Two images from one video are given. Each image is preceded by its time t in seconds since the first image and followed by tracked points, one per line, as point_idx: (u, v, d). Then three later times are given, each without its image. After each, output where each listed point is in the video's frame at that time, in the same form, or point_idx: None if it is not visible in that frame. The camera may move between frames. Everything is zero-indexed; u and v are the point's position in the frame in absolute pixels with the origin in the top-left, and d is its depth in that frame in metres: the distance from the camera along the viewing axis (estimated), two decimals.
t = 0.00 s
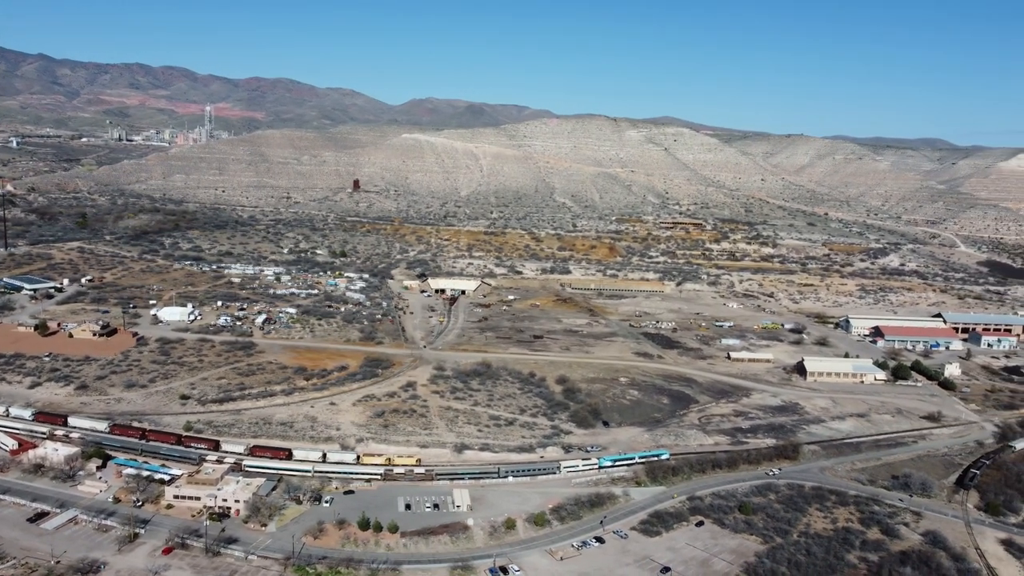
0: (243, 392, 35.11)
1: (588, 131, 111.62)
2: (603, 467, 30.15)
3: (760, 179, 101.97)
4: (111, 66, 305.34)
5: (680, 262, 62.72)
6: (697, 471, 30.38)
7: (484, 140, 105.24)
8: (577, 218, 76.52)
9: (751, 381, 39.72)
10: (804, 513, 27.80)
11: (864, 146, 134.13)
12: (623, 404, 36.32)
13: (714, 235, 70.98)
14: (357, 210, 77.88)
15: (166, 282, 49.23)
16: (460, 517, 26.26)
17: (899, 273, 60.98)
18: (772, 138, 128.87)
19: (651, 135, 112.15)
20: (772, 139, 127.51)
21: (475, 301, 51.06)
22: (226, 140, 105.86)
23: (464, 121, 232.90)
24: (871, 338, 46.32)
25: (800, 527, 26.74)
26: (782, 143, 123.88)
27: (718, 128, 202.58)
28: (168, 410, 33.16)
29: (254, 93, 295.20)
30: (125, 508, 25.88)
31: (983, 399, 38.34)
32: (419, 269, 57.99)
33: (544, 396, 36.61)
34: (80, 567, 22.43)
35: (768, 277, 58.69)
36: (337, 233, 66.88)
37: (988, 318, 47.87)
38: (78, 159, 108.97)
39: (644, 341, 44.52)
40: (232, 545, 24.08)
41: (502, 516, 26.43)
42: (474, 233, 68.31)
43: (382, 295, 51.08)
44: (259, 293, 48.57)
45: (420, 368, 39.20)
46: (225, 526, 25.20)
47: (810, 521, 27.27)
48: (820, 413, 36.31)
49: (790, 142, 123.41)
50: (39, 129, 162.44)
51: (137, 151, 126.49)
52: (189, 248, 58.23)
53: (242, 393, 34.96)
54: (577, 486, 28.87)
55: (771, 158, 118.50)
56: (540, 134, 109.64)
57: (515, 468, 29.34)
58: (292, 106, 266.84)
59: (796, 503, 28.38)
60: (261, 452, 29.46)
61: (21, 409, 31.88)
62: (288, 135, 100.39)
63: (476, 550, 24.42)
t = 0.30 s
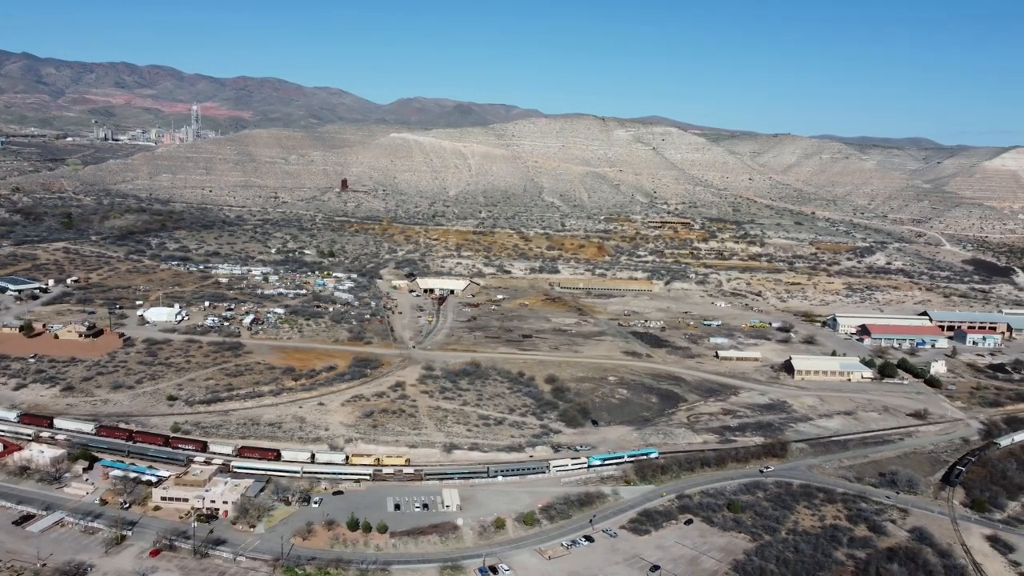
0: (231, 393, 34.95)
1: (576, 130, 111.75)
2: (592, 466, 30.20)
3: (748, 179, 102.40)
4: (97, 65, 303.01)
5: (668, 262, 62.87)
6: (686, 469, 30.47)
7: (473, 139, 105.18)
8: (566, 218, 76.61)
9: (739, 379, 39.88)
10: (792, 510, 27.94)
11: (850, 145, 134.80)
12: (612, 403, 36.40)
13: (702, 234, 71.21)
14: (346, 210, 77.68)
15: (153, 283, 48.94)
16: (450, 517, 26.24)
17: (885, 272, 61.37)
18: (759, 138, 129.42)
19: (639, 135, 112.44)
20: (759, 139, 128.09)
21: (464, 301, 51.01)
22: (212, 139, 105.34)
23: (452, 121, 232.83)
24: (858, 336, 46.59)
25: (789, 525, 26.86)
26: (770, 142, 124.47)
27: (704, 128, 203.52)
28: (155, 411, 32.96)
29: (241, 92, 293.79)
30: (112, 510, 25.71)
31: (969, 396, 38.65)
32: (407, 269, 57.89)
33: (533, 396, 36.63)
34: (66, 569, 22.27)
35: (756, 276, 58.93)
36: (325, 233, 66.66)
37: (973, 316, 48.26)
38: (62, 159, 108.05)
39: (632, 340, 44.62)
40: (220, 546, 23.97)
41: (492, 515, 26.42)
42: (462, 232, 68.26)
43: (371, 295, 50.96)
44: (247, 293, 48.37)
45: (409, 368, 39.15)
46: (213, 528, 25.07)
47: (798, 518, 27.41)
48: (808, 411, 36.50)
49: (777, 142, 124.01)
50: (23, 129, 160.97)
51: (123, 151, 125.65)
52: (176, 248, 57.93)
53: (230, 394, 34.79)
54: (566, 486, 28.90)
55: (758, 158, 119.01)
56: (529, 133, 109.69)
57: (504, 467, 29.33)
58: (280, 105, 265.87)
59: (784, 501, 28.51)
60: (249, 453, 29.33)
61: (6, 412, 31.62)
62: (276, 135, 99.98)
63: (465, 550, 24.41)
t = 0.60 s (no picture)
0: (218, 393, 34.79)
1: (564, 130, 111.85)
2: (581, 465, 30.24)
3: (735, 178, 102.81)
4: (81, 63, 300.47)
5: (656, 261, 63.02)
6: (674, 468, 30.57)
7: (461, 139, 105.09)
8: (554, 217, 76.68)
9: (727, 378, 40.04)
10: (779, 508, 28.08)
11: (837, 144, 135.59)
12: (600, 402, 36.46)
13: (690, 233, 71.44)
14: (333, 209, 77.42)
15: (139, 283, 48.63)
16: (439, 517, 26.21)
17: (871, 271, 61.77)
18: (746, 137, 129.93)
19: (627, 134, 112.68)
20: (746, 138, 128.65)
21: (452, 300, 50.95)
22: (198, 139, 104.71)
23: (440, 120, 232.59)
24: (844, 334, 46.88)
25: (776, 522, 27.00)
26: (757, 142, 125.05)
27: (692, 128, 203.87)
28: (141, 413, 32.75)
29: (228, 91, 292.22)
30: (99, 512, 25.53)
31: (954, 394, 38.97)
32: (396, 269, 57.75)
33: (522, 395, 36.63)
34: (52, 573, 22.10)
35: (743, 275, 59.16)
36: (313, 233, 66.43)
37: (958, 314, 48.64)
38: (45, 159, 107.07)
39: (621, 339, 44.70)
40: (208, 547, 23.85)
41: (481, 515, 26.42)
42: (451, 232, 68.19)
43: (359, 295, 50.83)
44: (234, 294, 48.16)
45: (397, 368, 39.07)
46: (201, 529, 24.95)
47: (786, 516, 27.55)
48: (795, 409, 36.69)
49: (764, 142, 124.56)
50: (6, 129, 159.35)
51: (108, 151, 124.72)
52: (162, 248, 57.58)
53: (217, 395, 34.62)
54: (555, 485, 28.92)
55: (746, 158, 119.50)
56: (517, 132, 109.70)
57: (493, 467, 29.32)
58: (267, 104, 264.75)
59: (772, 499, 28.66)
60: (237, 454, 29.21)
61: None
62: (263, 134, 99.54)
63: (454, 550, 24.39)
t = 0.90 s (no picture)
0: (203, 394, 34.58)
1: (550, 129, 111.96)
2: (568, 465, 30.27)
3: (720, 178, 103.30)
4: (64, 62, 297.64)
5: (642, 260, 63.22)
6: (661, 466, 30.67)
7: (447, 138, 104.99)
8: (541, 217, 76.76)
9: (713, 376, 40.23)
10: (765, 506, 28.24)
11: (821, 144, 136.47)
12: (587, 401, 36.52)
13: (676, 232, 71.69)
14: (319, 209, 77.13)
15: (123, 284, 48.26)
16: (426, 517, 26.17)
17: (855, 269, 62.23)
18: (732, 137, 130.55)
19: (613, 134, 112.96)
20: (732, 138, 129.26)
21: (439, 300, 50.90)
22: (182, 138, 104.02)
23: (426, 120, 232.17)
24: (829, 332, 47.20)
25: (762, 520, 27.14)
26: (742, 142, 125.69)
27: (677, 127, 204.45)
28: (125, 414, 32.50)
29: (213, 91, 290.44)
30: (82, 515, 25.31)
31: (937, 391, 39.35)
32: (382, 269, 57.60)
33: (509, 395, 36.64)
34: None
35: (729, 274, 59.44)
36: (299, 233, 66.17)
37: (941, 312, 49.10)
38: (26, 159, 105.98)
39: (607, 338, 44.82)
40: (193, 550, 23.69)
41: (468, 515, 26.39)
42: (437, 232, 68.12)
43: (345, 294, 50.67)
44: (219, 294, 47.88)
45: (384, 368, 39.00)
46: (186, 531, 24.78)
47: (772, 513, 27.70)
48: (781, 407, 36.90)
49: (749, 142, 125.22)
50: None
51: (91, 150, 123.65)
52: (146, 248, 57.18)
53: (202, 395, 34.41)
54: (543, 484, 28.94)
55: (731, 157, 120.08)
56: (503, 132, 109.73)
57: (480, 466, 29.30)
58: (252, 103, 263.42)
59: (758, 496, 28.81)
60: (222, 455, 29.06)
61: None
62: (248, 133, 99.02)
63: (441, 550, 24.36)
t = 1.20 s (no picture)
0: (188, 396, 34.35)
1: (536, 129, 112.07)
2: (554, 464, 30.31)
3: (705, 177, 103.74)
4: (45, 61, 294.70)
5: (628, 259, 63.40)
6: (647, 465, 30.78)
7: (433, 137, 104.87)
8: (527, 216, 76.82)
9: (699, 375, 40.40)
10: (751, 503, 28.39)
11: (805, 144, 137.19)
12: (574, 400, 36.57)
13: (661, 232, 71.92)
14: (304, 209, 76.82)
15: (106, 285, 47.87)
16: (413, 517, 26.11)
17: (839, 268, 62.69)
18: (717, 136, 131.13)
19: (598, 133, 113.22)
20: (717, 137, 129.82)
21: (425, 300, 50.81)
22: (166, 138, 103.30)
23: (411, 120, 231.60)
24: (813, 330, 47.52)
25: (748, 518, 27.28)
26: (726, 142, 126.34)
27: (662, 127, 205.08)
28: (109, 416, 32.24)
29: (196, 90, 288.53)
30: (65, 517, 25.09)
31: (920, 388, 39.71)
32: (368, 269, 57.43)
33: (495, 395, 36.63)
34: None
35: (714, 273, 59.71)
36: (284, 233, 65.88)
37: (924, 310, 49.54)
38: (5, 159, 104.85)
39: (594, 338, 44.92)
40: (179, 552, 23.55)
41: (455, 515, 26.37)
42: (423, 231, 68.01)
43: (331, 295, 50.49)
44: (204, 295, 47.61)
45: (370, 368, 38.90)
46: (171, 534, 24.62)
47: (757, 511, 27.86)
48: (766, 405, 37.11)
49: (734, 141, 125.87)
50: None
51: (73, 150, 122.51)
52: (129, 249, 56.74)
53: (187, 397, 34.19)
54: (529, 484, 28.97)
55: (716, 157, 120.63)
56: (489, 131, 109.68)
57: (467, 466, 29.27)
58: (237, 103, 261.94)
59: (743, 494, 28.96)
60: (207, 456, 28.89)
61: None
62: (232, 133, 98.47)
63: (429, 550, 24.33)
